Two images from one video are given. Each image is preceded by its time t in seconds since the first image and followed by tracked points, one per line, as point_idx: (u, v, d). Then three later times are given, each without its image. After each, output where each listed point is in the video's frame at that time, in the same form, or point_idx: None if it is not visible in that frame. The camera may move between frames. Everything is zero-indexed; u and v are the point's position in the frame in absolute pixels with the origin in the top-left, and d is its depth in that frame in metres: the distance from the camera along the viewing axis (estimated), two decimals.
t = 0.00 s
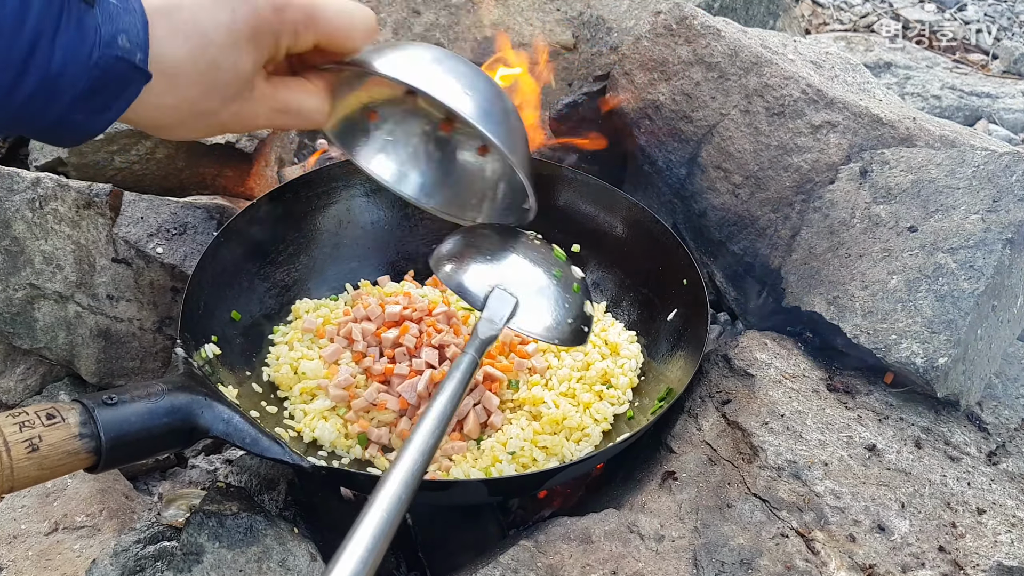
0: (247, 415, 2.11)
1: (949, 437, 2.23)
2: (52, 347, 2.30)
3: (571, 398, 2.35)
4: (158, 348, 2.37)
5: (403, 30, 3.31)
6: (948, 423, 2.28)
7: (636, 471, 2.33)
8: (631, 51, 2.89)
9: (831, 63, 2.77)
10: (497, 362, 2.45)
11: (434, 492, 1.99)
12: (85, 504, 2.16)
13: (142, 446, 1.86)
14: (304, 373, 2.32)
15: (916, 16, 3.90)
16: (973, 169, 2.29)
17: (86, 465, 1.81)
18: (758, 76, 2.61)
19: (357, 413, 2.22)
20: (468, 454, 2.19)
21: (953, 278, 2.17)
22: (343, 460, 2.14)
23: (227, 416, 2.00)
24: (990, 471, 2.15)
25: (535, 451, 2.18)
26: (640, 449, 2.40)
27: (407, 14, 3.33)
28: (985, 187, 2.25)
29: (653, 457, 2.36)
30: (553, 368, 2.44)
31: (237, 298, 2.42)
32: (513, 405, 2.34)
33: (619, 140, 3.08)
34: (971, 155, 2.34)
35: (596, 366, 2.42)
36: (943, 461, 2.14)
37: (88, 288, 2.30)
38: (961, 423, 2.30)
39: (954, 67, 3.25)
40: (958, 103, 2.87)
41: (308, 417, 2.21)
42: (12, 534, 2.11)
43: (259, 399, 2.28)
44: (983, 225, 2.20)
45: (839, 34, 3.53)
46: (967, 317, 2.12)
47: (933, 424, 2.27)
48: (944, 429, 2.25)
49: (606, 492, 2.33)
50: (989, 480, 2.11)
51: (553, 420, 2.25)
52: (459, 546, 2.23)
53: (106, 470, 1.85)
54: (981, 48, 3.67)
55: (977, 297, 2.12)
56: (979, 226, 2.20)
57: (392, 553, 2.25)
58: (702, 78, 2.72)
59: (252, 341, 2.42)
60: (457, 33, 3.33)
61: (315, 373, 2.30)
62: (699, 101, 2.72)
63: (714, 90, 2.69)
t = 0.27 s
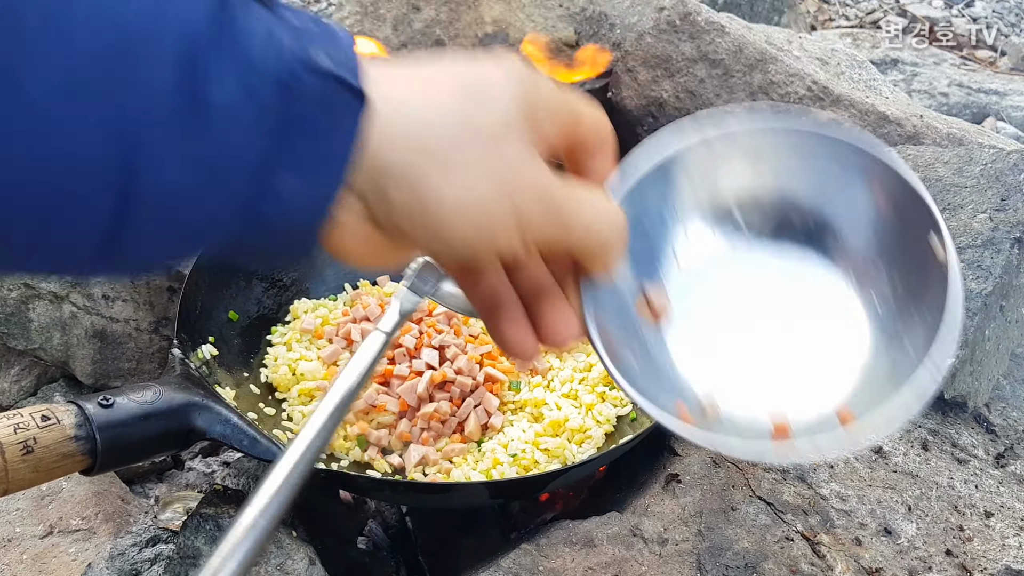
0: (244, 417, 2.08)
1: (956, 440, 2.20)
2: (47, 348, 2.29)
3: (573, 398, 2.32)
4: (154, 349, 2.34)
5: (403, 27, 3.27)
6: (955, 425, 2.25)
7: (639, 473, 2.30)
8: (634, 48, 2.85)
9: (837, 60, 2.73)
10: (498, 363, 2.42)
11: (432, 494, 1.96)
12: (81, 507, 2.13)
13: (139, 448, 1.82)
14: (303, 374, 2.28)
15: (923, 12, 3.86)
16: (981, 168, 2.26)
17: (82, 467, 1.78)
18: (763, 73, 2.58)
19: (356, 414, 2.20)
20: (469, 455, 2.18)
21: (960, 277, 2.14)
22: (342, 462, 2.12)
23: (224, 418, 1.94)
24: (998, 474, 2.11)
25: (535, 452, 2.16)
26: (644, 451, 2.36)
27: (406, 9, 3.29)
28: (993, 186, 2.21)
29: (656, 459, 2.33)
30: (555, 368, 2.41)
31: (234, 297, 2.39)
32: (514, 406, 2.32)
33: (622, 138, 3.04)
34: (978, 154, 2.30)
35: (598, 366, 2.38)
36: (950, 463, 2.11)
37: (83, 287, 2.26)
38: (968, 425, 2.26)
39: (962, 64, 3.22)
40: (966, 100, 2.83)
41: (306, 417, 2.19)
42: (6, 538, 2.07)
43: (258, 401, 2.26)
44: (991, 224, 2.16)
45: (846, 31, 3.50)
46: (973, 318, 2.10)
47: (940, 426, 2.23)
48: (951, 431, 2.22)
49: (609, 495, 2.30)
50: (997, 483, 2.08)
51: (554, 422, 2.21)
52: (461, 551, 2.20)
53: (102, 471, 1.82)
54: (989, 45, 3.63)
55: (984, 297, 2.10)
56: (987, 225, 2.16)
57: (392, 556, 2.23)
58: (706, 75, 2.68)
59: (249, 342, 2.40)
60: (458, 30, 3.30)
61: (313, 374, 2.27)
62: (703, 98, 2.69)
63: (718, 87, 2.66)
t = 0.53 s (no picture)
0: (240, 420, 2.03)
1: (967, 443, 2.15)
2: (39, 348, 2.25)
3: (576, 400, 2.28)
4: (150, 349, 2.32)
5: (403, 22, 3.23)
6: (966, 428, 2.20)
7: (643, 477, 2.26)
8: (638, 44, 2.81)
9: (844, 56, 2.69)
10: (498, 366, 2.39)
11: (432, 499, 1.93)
12: (73, 511, 2.09)
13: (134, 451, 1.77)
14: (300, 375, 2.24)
15: (933, 6, 3.80)
16: (992, 166, 2.19)
17: (74, 472, 1.72)
18: (769, 69, 2.54)
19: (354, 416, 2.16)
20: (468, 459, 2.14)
21: (971, 278, 2.11)
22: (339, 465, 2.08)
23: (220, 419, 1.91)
24: (1010, 478, 2.07)
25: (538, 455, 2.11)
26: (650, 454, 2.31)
27: (406, 4, 3.24)
28: (1004, 184, 2.17)
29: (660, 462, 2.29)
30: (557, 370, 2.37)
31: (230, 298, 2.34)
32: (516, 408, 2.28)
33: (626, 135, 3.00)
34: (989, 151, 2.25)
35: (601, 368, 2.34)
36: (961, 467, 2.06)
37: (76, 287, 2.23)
38: (979, 428, 2.21)
39: (972, 60, 3.17)
40: (976, 97, 2.78)
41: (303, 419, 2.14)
42: None
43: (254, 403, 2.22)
44: (1002, 223, 2.12)
45: (853, 26, 3.45)
46: (985, 319, 2.08)
47: (950, 429, 2.18)
48: (962, 434, 2.17)
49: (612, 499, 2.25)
50: (1009, 488, 2.03)
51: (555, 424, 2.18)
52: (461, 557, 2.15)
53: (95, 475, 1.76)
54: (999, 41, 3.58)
55: (995, 297, 2.08)
56: (998, 224, 2.12)
57: (390, 562, 2.19)
58: (711, 71, 2.64)
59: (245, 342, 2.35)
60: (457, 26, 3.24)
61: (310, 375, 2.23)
62: (708, 95, 2.65)
63: (724, 83, 2.62)
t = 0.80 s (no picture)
0: (241, 421, 2.01)
1: (970, 443, 2.13)
2: (38, 349, 2.23)
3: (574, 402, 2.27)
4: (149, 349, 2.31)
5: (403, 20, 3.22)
6: (970, 428, 2.19)
7: (646, 478, 2.24)
8: (639, 43, 2.80)
9: (847, 55, 2.68)
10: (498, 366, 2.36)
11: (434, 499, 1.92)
12: (73, 512, 2.07)
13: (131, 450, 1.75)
14: (301, 376, 2.24)
15: (937, 6, 3.80)
16: (996, 165, 2.18)
17: (75, 473, 1.70)
18: (772, 68, 2.53)
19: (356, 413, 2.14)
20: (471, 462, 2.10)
21: (974, 277, 2.09)
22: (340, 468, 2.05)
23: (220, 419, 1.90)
24: (1014, 479, 2.05)
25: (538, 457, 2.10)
26: (651, 456, 2.29)
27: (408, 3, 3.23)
28: (1009, 183, 2.15)
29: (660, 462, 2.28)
30: (559, 372, 2.36)
31: (230, 298, 2.33)
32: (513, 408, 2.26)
33: (628, 134, 2.99)
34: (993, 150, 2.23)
35: (604, 369, 2.32)
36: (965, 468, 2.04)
37: (72, 287, 2.22)
38: (982, 428, 2.20)
39: (976, 59, 3.16)
40: (980, 96, 2.77)
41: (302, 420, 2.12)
42: None
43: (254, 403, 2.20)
44: (1006, 223, 2.10)
45: (857, 26, 3.44)
46: (988, 319, 2.05)
47: (954, 429, 2.17)
48: (966, 435, 2.15)
49: (616, 501, 2.22)
50: (1013, 488, 2.02)
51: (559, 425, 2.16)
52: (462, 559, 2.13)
53: (94, 476, 1.75)
54: (1004, 40, 3.57)
55: (999, 297, 2.05)
56: (1002, 223, 2.11)
57: (391, 563, 2.17)
58: (713, 70, 2.63)
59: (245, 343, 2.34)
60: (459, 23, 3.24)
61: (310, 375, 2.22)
62: (710, 94, 2.64)
63: (726, 82, 2.61)
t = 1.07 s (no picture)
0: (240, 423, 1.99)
1: (977, 445, 2.11)
2: (34, 350, 2.17)
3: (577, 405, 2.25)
4: (146, 350, 2.29)
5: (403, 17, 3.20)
6: (977, 430, 2.16)
7: (649, 480, 2.22)
8: (642, 40, 2.76)
9: (853, 52, 2.65)
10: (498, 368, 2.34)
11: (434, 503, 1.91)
12: (69, 515, 2.06)
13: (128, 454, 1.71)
14: (298, 377, 2.21)
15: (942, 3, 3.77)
16: (1003, 163, 2.15)
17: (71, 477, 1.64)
18: (776, 65, 2.50)
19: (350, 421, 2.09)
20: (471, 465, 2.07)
21: (981, 277, 2.06)
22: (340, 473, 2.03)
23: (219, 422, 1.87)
24: (1022, 481, 2.02)
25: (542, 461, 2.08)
26: (654, 458, 2.26)
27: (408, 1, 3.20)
28: (1017, 181, 2.11)
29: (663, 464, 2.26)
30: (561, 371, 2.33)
31: (229, 298, 2.32)
32: (509, 408, 2.26)
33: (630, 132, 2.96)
34: (999, 148, 2.19)
35: (606, 370, 2.30)
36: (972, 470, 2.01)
37: (67, 288, 2.20)
38: (990, 430, 2.17)
39: (983, 57, 3.14)
40: (987, 94, 2.74)
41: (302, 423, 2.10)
42: None
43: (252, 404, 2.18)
44: (1014, 222, 2.07)
45: (862, 23, 3.42)
46: (996, 320, 2.02)
47: (961, 430, 2.14)
48: (972, 436, 2.13)
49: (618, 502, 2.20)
50: (1021, 491, 1.99)
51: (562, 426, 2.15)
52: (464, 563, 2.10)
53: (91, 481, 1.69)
54: (1010, 38, 3.55)
55: (1006, 298, 2.02)
56: (1009, 223, 2.07)
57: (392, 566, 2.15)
58: (717, 68, 2.61)
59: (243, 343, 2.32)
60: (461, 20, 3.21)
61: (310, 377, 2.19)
62: (714, 92, 2.61)
63: (730, 80, 2.58)
